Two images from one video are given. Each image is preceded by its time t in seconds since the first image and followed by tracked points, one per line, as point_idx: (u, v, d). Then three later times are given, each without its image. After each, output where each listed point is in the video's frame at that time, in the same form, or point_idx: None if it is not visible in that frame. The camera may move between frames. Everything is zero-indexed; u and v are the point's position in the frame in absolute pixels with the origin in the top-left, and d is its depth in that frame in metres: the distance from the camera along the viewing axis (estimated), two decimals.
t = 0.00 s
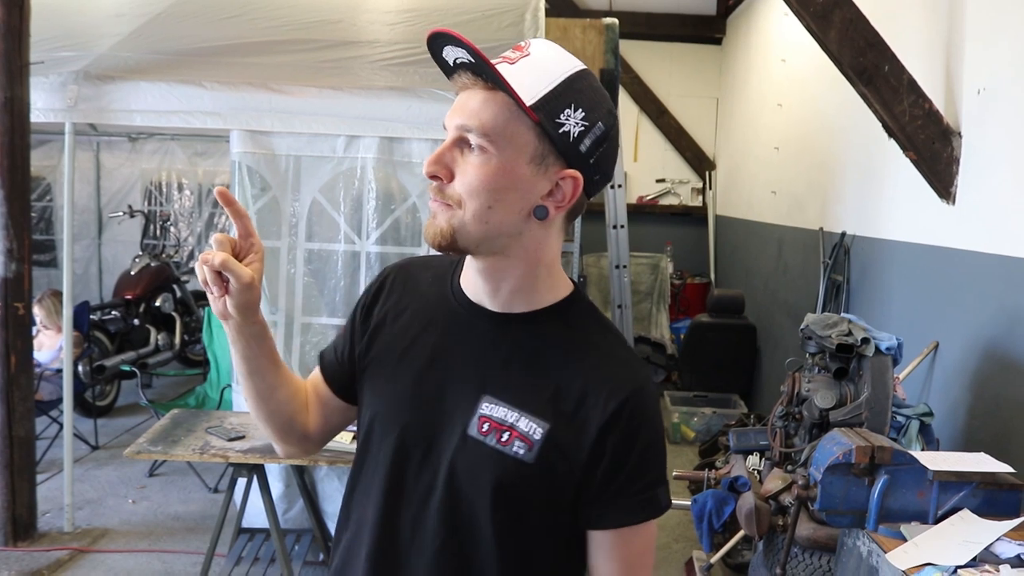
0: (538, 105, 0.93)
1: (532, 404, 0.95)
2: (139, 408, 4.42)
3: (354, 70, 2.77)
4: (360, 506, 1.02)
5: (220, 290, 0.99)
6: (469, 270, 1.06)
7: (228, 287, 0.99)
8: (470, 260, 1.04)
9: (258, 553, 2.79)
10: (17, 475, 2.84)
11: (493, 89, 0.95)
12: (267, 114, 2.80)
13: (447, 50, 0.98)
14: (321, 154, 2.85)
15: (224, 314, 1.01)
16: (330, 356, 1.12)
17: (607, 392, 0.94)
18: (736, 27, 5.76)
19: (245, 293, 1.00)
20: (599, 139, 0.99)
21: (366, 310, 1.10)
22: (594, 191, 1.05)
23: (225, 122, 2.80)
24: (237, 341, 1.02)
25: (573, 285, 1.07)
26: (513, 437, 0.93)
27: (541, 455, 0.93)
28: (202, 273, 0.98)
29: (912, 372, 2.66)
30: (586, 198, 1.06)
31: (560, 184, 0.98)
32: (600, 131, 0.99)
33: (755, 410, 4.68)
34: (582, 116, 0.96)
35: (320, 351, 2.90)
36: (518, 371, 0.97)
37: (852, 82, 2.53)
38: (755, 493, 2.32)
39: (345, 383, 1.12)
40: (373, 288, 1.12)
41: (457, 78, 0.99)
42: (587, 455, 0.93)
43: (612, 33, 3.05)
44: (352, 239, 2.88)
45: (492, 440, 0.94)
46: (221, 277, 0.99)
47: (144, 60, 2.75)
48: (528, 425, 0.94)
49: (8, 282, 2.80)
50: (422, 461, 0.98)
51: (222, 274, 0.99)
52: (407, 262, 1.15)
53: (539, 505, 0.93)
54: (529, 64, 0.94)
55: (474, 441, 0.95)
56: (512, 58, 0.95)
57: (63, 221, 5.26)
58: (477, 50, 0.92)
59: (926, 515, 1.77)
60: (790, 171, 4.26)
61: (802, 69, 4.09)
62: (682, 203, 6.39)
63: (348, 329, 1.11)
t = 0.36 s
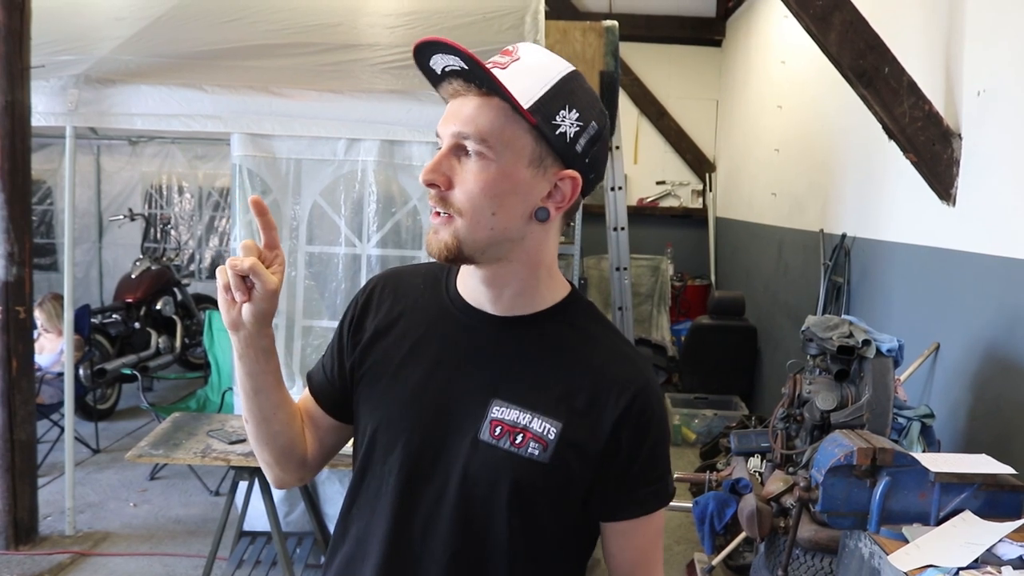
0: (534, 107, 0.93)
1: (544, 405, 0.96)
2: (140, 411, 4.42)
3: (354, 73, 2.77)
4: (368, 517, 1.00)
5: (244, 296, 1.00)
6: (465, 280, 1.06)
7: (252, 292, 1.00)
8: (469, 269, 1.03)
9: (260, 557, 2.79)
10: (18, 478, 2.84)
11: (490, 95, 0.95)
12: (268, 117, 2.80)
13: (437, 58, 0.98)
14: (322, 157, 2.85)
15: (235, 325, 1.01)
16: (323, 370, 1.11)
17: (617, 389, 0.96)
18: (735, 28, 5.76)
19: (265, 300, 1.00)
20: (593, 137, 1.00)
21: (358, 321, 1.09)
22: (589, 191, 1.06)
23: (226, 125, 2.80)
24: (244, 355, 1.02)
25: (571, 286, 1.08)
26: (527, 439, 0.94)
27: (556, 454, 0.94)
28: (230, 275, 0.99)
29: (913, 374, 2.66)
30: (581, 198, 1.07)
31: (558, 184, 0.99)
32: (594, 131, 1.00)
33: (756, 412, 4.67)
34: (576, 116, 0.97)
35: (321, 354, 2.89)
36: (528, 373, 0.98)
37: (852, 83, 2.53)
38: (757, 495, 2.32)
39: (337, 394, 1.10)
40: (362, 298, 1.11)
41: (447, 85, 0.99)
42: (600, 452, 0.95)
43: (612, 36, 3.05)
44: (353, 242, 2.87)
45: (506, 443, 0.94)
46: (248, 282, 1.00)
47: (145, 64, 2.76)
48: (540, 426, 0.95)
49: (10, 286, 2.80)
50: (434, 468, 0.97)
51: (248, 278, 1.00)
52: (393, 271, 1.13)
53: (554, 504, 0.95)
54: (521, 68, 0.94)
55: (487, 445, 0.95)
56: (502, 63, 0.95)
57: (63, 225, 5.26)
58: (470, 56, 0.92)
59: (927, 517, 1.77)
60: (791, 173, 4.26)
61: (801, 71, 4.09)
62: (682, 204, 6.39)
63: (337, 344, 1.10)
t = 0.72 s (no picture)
0: (528, 101, 0.93)
1: (543, 402, 0.96)
2: (142, 409, 4.42)
3: (354, 70, 2.77)
4: (369, 516, 1.00)
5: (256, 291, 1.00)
6: (466, 278, 1.05)
7: (266, 287, 1.00)
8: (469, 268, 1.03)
9: (262, 554, 2.79)
10: (21, 476, 2.84)
11: (484, 90, 0.94)
12: (268, 115, 2.80)
13: (427, 57, 0.98)
14: (322, 154, 2.84)
15: (244, 319, 1.01)
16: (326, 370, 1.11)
17: (618, 387, 0.96)
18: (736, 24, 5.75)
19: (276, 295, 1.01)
20: (588, 127, 1.00)
21: (361, 319, 1.09)
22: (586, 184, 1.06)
23: (226, 123, 2.80)
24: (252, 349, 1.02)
25: (572, 282, 1.07)
26: (526, 437, 0.94)
27: (555, 453, 0.94)
28: (242, 270, 0.99)
29: (914, 369, 2.66)
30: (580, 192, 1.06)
31: (557, 177, 0.99)
32: (588, 122, 1.00)
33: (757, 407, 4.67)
34: (570, 107, 0.97)
35: (322, 351, 2.90)
36: (529, 371, 0.98)
37: (853, 78, 2.53)
38: (758, 491, 2.30)
39: (340, 393, 1.10)
40: (366, 297, 1.11)
41: (438, 84, 0.99)
42: (600, 450, 0.95)
43: (612, 32, 3.05)
44: (354, 239, 2.87)
45: (505, 441, 0.94)
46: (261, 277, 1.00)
47: (145, 61, 2.76)
48: (540, 424, 0.94)
49: (11, 284, 2.80)
50: (435, 467, 0.97)
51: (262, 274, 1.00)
52: (397, 269, 1.13)
53: (554, 502, 0.94)
54: (512, 62, 0.94)
55: (487, 443, 0.95)
56: (492, 58, 0.95)
57: (64, 223, 5.26)
58: (461, 53, 0.92)
59: (929, 512, 1.77)
60: (792, 168, 4.25)
61: (802, 66, 4.09)
62: (682, 200, 6.39)
63: (343, 342, 1.10)
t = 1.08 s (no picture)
0: (516, 97, 0.92)
1: (540, 399, 0.95)
2: (143, 407, 4.42)
3: (355, 68, 2.77)
4: (370, 516, 1.00)
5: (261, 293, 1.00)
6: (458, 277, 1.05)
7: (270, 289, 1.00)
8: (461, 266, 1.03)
9: (262, 553, 2.79)
10: (22, 474, 2.84)
11: (472, 89, 0.94)
12: (269, 112, 2.78)
13: (415, 55, 0.97)
14: (323, 152, 2.83)
15: (244, 323, 1.01)
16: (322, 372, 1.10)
17: (613, 381, 0.95)
18: (737, 23, 5.75)
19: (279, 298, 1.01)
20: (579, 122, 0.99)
21: (356, 319, 1.08)
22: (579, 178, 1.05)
23: (227, 121, 2.78)
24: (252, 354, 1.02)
25: (567, 278, 1.06)
26: (523, 433, 0.94)
27: (553, 448, 0.93)
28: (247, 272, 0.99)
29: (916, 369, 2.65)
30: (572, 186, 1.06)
31: (548, 173, 0.98)
32: (578, 116, 0.99)
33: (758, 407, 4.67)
34: (560, 102, 0.96)
35: (323, 350, 2.89)
36: (524, 367, 0.98)
37: (854, 77, 2.52)
38: (759, 491, 2.30)
39: (338, 393, 1.09)
40: (361, 297, 1.10)
41: (426, 81, 0.99)
42: (598, 444, 0.94)
43: (613, 30, 3.05)
44: (355, 238, 2.87)
45: (503, 438, 0.94)
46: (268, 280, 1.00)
47: (146, 59, 2.75)
48: (537, 419, 0.94)
49: (12, 282, 2.80)
50: (433, 466, 0.97)
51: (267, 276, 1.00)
52: (392, 269, 1.13)
53: (554, 499, 0.94)
54: (500, 58, 0.93)
55: (485, 441, 0.95)
56: (480, 54, 0.94)
57: (65, 221, 5.26)
58: (447, 50, 0.91)
59: (931, 512, 1.77)
60: (793, 167, 4.25)
61: (804, 65, 4.08)
62: (683, 199, 6.38)
63: (339, 344, 1.09)
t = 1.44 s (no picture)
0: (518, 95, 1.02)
1: (528, 384, 0.97)
2: (139, 410, 4.42)
3: (352, 72, 2.77)
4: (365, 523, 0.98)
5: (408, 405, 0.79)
6: (435, 278, 1.06)
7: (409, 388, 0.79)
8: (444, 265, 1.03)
9: (259, 556, 2.78)
10: (18, 477, 2.84)
11: (483, 88, 1.00)
12: (267, 115, 2.78)
13: (409, 58, 0.98)
14: (320, 155, 2.83)
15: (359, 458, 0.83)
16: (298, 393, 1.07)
17: (597, 356, 0.97)
18: (734, 25, 5.76)
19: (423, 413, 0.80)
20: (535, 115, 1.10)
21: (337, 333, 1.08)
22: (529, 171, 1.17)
23: (223, 124, 2.79)
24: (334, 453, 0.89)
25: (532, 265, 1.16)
26: (515, 419, 0.95)
27: (546, 430, 0.94)
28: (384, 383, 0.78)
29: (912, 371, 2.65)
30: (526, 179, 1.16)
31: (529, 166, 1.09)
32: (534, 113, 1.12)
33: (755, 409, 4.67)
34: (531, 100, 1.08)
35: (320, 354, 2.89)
36: (512, 357, 0.99)
37: (850, 81, 2.53)
38: (756, 493, 2.31)
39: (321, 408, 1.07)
40: (336, 313, 1.10)
41: (416, 85, 1.01)
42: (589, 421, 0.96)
43: (610, 33, 3.05)
44: (351, 241, 2.87)
45: (496, 425, 0.95)
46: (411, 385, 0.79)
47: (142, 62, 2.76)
48: (527, 403, 0.95)
49: (8, 285, 2.79)
50: (430, 463, 0.97)
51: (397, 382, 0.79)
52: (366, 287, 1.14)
53: (552, 479, 0.95)
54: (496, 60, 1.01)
55: (478, 430, 0.96)
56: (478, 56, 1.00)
57: (62, 224, 5.26)
58: (463, 49, 0.96)
59: (927, 514, 1.77)
60: (790, 170, 4.25)
61: (800, 68, 4.09)
62: (681, 202, 6.38)
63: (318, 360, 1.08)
